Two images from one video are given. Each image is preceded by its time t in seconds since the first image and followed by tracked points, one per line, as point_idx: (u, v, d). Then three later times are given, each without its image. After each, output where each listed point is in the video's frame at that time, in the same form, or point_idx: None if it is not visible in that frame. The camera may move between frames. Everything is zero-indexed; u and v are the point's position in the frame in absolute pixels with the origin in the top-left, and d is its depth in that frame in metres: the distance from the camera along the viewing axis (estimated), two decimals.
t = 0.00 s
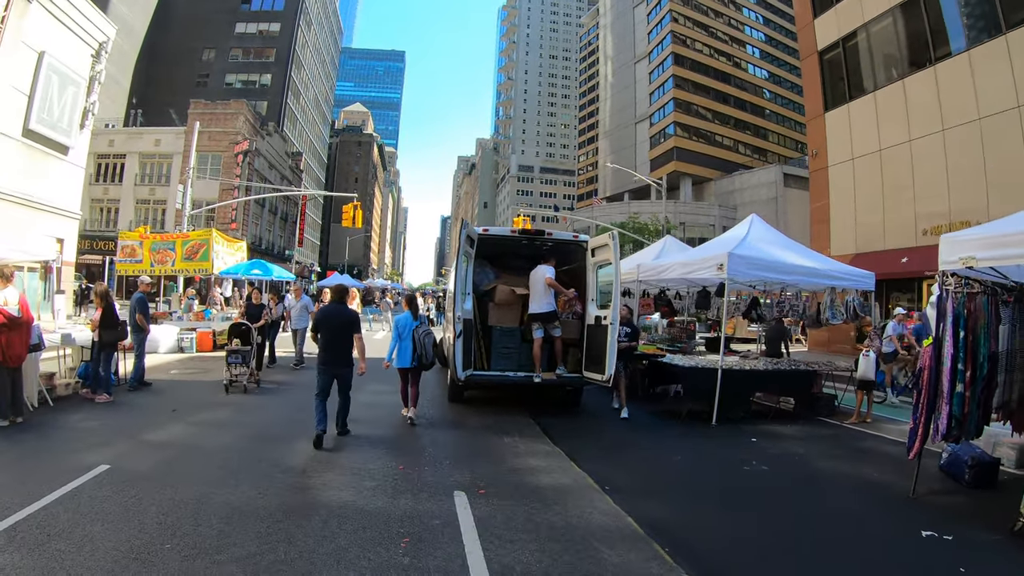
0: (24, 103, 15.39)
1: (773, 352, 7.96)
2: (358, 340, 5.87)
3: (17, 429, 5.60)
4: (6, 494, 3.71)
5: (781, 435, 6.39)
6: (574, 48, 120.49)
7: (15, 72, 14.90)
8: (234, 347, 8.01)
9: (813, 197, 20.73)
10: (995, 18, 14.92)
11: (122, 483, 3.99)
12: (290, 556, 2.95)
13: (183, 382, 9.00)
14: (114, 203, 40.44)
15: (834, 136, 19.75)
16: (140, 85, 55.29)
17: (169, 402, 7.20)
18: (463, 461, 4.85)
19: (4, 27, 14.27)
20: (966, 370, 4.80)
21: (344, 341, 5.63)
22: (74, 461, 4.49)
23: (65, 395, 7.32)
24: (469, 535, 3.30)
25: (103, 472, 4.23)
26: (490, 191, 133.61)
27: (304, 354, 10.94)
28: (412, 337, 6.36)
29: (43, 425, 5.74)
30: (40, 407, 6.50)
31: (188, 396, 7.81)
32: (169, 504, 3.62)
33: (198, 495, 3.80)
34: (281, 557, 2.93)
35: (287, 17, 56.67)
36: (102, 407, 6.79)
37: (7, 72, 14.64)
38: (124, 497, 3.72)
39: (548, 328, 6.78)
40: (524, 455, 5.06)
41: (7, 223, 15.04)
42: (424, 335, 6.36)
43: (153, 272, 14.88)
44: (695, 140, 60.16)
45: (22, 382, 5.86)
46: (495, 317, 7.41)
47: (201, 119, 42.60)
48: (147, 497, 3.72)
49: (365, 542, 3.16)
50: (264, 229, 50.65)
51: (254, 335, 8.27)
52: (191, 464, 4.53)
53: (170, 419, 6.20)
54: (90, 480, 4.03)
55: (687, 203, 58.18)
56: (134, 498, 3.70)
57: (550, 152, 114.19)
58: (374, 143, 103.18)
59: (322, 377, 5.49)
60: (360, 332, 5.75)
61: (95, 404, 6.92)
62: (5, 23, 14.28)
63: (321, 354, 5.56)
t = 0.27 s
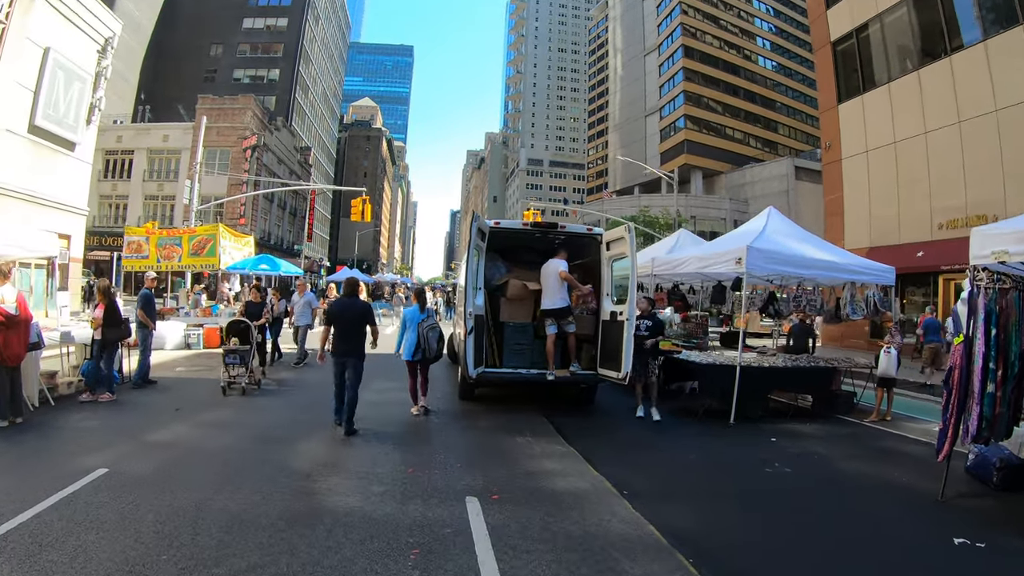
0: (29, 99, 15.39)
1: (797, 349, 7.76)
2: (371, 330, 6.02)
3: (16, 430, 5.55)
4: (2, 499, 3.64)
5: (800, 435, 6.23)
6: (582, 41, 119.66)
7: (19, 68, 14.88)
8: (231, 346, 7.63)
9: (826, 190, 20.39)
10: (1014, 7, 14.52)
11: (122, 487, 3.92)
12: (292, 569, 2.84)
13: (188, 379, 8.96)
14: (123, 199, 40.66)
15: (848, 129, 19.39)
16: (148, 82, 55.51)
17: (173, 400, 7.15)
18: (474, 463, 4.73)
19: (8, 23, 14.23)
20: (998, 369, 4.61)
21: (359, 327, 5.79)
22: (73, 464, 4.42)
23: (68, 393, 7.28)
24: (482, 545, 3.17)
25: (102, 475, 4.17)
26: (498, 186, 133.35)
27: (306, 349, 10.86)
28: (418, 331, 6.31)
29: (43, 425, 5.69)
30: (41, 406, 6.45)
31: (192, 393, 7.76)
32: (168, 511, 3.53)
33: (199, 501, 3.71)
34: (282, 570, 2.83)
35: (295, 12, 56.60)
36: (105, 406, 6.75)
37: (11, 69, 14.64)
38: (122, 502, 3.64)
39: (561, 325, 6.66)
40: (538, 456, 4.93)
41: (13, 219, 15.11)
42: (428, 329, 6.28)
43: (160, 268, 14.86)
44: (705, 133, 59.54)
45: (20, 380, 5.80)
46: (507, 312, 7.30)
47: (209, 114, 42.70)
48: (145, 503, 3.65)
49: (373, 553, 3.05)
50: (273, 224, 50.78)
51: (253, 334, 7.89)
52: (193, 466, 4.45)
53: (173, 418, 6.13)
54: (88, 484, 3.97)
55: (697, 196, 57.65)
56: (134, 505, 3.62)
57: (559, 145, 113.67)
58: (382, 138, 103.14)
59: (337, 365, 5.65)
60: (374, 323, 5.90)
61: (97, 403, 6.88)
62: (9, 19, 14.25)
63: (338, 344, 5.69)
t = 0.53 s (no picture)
0: (33, 89, 15.35)
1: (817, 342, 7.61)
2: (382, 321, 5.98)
3: (16, 424, 5.52)
4: None
5: (818, 430, 6.11)
6: (591, 31, 118.54)
7: (23, 59, 14.83)
8: (230, 340, 7.29)
9: (838, 182, 20.08)
10: None
11: (123, 485, 3.86)
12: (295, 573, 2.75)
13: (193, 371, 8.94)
14: (130, 190, 40.77)
15: (861, 119, 19.05)
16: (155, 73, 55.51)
17: (177, 393, 7.09)
18: (487, 458, 4.64)
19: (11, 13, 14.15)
20: None
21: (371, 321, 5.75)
22: (73, 460, 4.37)
23: (71, 385, 7.27)
24: (497, 547, 3.07)
25: (101, 472, 4.11)
26: (507, 176, 132.96)
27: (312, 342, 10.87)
28: (426, 320, 6.25)
29: (43, 419, 5.66)
30: (42, 400, 6.43)
31: (195, 386, 7.72)
32: (166, 511, 3.46)
33: (199, 500, 3.64)
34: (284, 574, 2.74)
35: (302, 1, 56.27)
36: (107, 398, 6.72)
37: (15, 59, 14.58)
38: (119, 501, 3.58)
39: (576, 315, 6.56)
40: (553, 451, 4.83)
41: (18, 211, 15.14)
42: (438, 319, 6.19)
43: (166, 258, 14.84)
44: (716, 124, 58.89)
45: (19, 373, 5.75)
46: (519, 302, 7.19)
47: (217, 105, 42.68)
48: (145, 502, 3.58)
49: (383, 556, 2.96)
50: (281, 215, 50.84)
51: (252, 327, 7.55)
52: (194, 463, 4.39)
53: (176, 412, 6.08)
54: (87, 481, 3.92)
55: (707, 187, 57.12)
56: (134, 503, 3.56)
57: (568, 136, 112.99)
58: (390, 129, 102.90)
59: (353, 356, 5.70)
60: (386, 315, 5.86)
61: (98, 396, 6.83)
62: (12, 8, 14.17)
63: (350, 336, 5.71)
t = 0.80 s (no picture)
0: (33, 79, 15.19)
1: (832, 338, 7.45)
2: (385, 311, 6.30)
3: (9, 419, 5.42)
4: None
5: (833, 428, 5.96)
6: (596, 23, 117.65)
7: (23, 48, 14.66)
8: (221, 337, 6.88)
9: (847, 177, 19.84)
10: None
11: (116, 486, 3.75)
12: None
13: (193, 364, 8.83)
14: (133, 181, 40.67)
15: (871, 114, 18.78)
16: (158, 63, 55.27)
17: (174, 387, 6.99)
18: (495, 457, 4.50)
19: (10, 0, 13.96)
20: None
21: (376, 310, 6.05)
22: (67, 458, 4.27)
23: (67, 378, 7.18)
24: (509, 555, 2.94)
25: (95, 470, 4.02)
26: (510, 169, 132.50)
27: (312, 335, 10.78)
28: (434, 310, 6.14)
29: (37, 415, 5.55)
30: (38, 394, 6.32)
31: (194, 380, 7.62)
32: (159, 514, 3.34)
33: (195, 501, 3.52)
34: None
35: None
36: (105, 392, 6.62)
37: (15, 48, 14.41)
38: (111, 503, 3.47)
39: (585, 309, 6.44)
40: (563, 450, 4.70)
41: (20, 201, 15.03)
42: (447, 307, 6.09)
43: (167, 249, 14.72)
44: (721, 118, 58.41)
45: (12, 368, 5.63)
46: (528, 295, 7.08)
47: (220, 95, 42.51)
48: (139, 504, 3.47)
49: (389, 564, 2.83)
50: (284, 206, 50.69)
51: (246, 322, 7.24)
52: (191, 461, 4.27)
53: (175, 407, 5.97)
54: (79, 480, 3.83)
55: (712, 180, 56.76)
56: (128, 505, 3.44)
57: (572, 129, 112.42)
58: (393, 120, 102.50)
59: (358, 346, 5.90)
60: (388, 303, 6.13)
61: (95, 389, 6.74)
62: None
63: (355, 325, 5.99)
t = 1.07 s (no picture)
0: (27, 68, 14.90)
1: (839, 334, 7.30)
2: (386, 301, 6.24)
3: None
4: None
5: (842, 427, 5.80)
6: (597, 17, 117.05)
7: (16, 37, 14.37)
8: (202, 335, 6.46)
9: (849, 173, 19.64)
10: None
11: (96, 487, 3.57)
12: None
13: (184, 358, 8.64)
14: (131, 174, 40.35)
15: (874, 109, 18.57)
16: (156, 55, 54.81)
17: (164, 382, 6.80)
18: (494, 457, 4.34)
19: None
20: None
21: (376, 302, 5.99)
22: (47, 457, 4.08)
23: (55, 373, 6.99)
24: (510, 564, 2.77)
25: (77, 471, 3.82)
26: (510, 163, 132.06)
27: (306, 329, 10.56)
28: (433, 302, 5.96)
29: (21, 410, 5.37)
30: (22, 388, 6.14)
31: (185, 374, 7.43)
32: (144, 517, 3.16)
33: (180, 504, 3.35)
34: None
35: None
36: (92, 387, 6.43)
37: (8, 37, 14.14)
38: (91, 506, 3.29)
39: (587, 302, 6.27)
40: (565, 450, 4.53)
41: (14, 194, 14.78)
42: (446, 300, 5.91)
43: (162, 241, 14.48)
44: (722, 113, 58.11)
45: None
46: (528, 289, 6.92)
47: (218, 87, 42.19)
48: (119, 507, 3.29)
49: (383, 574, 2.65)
50: (282, 199, 50.44)
51: (230, 317, 6.83)
52: (178, 460, 4.09)
53: (164, 404, 5.79)
54: (60, 481, 3.63)
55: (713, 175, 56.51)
56: (109, 508, 3.26)
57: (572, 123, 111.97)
58: (392, 114, 101.96)
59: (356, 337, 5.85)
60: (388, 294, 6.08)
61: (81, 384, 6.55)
62: None
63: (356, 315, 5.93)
